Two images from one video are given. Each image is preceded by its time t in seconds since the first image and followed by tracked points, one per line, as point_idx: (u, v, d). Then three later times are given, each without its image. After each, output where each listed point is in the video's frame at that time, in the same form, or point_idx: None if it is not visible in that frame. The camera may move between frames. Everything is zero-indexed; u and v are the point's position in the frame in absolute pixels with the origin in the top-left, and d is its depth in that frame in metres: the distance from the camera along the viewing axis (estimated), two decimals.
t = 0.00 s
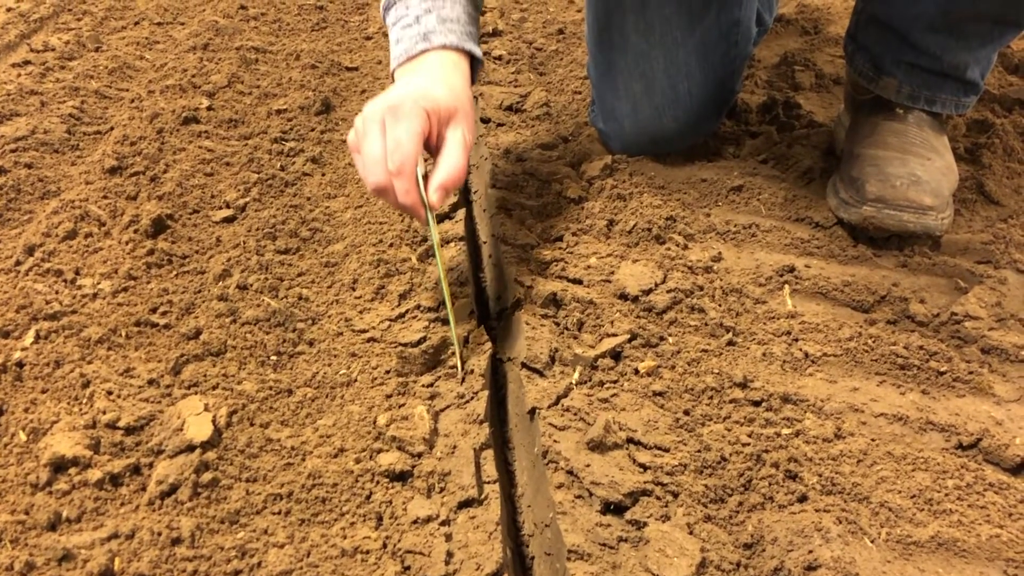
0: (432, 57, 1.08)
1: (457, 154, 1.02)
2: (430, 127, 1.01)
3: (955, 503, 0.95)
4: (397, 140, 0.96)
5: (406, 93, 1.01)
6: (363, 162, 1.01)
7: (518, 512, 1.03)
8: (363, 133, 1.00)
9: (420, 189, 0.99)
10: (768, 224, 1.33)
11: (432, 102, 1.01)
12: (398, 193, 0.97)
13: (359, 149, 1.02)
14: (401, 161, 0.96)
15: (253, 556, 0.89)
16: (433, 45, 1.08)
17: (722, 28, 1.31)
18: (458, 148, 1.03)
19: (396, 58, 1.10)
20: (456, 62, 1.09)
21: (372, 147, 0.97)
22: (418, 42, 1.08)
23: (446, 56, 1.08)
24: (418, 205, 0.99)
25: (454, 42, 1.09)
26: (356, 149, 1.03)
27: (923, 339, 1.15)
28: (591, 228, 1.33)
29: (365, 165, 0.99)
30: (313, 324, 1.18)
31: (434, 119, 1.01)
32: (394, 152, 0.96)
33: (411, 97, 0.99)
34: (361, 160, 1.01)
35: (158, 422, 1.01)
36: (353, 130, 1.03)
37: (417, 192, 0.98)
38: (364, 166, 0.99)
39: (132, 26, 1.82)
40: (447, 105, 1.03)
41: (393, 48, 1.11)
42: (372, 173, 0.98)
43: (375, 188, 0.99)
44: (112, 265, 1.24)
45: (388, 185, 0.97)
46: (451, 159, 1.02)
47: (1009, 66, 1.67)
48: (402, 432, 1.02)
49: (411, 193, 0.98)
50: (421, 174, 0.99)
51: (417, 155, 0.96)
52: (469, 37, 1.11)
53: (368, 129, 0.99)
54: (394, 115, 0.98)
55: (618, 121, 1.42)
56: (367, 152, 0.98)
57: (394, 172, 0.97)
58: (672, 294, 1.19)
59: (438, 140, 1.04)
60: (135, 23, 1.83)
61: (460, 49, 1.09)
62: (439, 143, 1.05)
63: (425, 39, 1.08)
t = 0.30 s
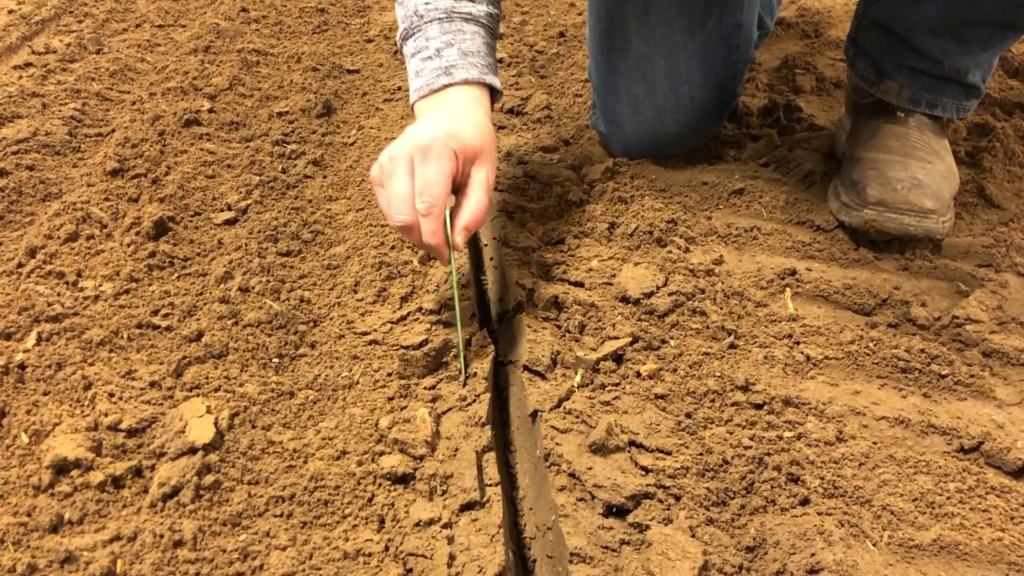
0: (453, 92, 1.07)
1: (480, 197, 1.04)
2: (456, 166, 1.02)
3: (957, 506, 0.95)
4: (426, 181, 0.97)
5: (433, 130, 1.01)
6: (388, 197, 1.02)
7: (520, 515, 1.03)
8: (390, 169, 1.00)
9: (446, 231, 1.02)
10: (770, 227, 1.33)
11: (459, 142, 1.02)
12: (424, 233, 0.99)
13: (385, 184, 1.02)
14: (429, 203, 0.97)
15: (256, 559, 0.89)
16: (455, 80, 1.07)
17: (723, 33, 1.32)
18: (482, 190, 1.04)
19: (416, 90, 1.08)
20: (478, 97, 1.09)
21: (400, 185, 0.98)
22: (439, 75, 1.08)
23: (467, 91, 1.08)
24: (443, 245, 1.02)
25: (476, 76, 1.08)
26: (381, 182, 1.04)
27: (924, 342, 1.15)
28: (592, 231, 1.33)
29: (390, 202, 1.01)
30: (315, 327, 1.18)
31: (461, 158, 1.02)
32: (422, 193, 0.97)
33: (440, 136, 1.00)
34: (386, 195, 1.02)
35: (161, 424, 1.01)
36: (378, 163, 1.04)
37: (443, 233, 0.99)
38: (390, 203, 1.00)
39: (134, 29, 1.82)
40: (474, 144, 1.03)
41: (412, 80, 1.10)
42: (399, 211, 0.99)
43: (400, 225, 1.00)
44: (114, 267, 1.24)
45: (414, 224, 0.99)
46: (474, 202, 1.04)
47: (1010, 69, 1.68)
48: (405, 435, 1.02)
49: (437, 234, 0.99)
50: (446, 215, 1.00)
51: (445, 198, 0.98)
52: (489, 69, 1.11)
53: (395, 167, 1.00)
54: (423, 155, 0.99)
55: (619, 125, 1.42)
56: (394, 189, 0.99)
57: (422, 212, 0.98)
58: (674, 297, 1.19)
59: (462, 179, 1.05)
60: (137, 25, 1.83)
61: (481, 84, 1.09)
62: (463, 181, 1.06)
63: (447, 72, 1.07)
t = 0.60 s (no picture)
0: (468, 95, 1.07)
1: (496, 202, 1.04)
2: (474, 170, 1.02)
3: (962, 509, 0.95)
4: (445, 186, 0.98)
5: (452, 134, 1.01)
6: (404, 201, 1.02)
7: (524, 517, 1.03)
8: (407, 173, 1.00)
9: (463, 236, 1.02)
10: (773, 230, 1.33)
11: (477, 146, 1.01)
12: (441, 238, 0.98)
13: (401, 188, 1.02)
14: (447, 208, 0.97)
15: (260, 560, 0.89)
16: (469, 83, 1.07)
17: (728, 33, 1.31)
18: (499, 195, 1.04)
19: (429, 94, 1.08)
20: (491, 100, 1.08)
21: (418, 189, 0.99)
22: (452, 78, 1.08)
23: (482, 94, 1.07)
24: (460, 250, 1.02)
25: (490, 78, 1.08)
26: (396, 185, 1.04)
27: (928, 344, 1.15)
28: (595, 232, 1.33)
29: (407, 206, 1.00)
30: (319, 328, 1.18)
31: (480, 163, 1.02)
32: (440, 198, 0.98)
33: (459, 141, 1.00)
34: (402, 199, 1.02)
35: (164, 425, 1.01)
36: (395, 166, 1.03)
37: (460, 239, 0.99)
38: (407, 207, 1.00)
39: (137, 30, 1.83)
40: (492, 149, 1.03)
41: (424, 83, 1.10)
42: (416, 215, 0.99)
43: (416, 230, 1.00)
44: (118, 268, 1.24)
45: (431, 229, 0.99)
46: (490, 207, 1.04)
47: (1013, 71, 1.68)
48: (408, 436, 1.02)
49: (453, 239, 0.98)
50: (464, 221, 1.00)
51: (463, 203, 0.98)
52: (502, 71, 1.11)
53: (413, 171, 1.00)
54: (442, 160, 0.99)
55: (624, 125, 1.43)
56: (411, 193, 0.99)
57: (440, 217, 0.98)
58: (678, 299, 1.19)
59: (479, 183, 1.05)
60: (139, 27, 1.83)
61: (495, 87, 1.09)
62: (480, 186, 1.06)
63: (460, 75, 1.08)
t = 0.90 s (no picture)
0: (455, 45, 1.05)
1: (482, 136, 1.02)
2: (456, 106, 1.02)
3: (968, 511, 0.95)
4: (426, 115, 0.98)
5: (433, 73, 1.02)
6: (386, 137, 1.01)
7: (528, 518, 1.03)
8: (389, 109, 1.01)
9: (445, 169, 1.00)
10: (778, 231, 1.33)
11: (457, 81, 1.01)
12: (422, 165, 0.98)
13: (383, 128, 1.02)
14: (428, 135, 0.97)
15: (265, 561, 0.89)
16: (457, 34, 1.06)
17: (732, 33, 1.31)
18: (483, 130, 1.02)
19: (419, 46, 1.08)
20: (480, 52, 1.07)
21: (398, 120, 0.99)
22: (442, 31, 1.07)
23: (470, 45, 1.06)
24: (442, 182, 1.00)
25: (478, 29, 1.06)
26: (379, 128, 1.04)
27: (933, 345, 1.15)
28: (600, 233, 1.33)
29: (388, 139, 1.00)
30: (324, 329, 1.18)
31: (462, 99, 1.02)
32: (421, 127, 0.97)
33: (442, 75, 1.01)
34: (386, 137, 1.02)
35: (169, 426, 1.01)
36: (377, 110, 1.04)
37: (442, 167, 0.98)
38: (388, 141, 1.00)
39: (140, 30, 1.83)
40: (475, 86, 1.03)
41: (416, 39, 1.09)
42: (396, 145, 0.98)
43: (396, 163, 0.99)
44: (122, 268, 1.24)
45: (413, 158, 0.97)
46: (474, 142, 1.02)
47: (1018, 72, 1.68)
48: (413, 437, 1.02)
49: (434, 165, 0.97)
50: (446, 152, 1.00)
51: (445, 131, 0.98)
52: (492, 25, 1.09)
53: (395, 105, 1.01)
54: (423, 91, 1.00)
55: (627, 125, 1.43)
56: (392, 125, 0.99)
57: (421, 144, 0.97)
58: (682, 300, 1.19)
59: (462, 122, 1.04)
60: (143, 27, 1.83)
61: (483, 38, 1.07)
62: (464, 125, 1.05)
63: (449, 28, 1.06)
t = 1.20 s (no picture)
0: (502, 61, 1.03)
1: (534, 150, 1.01)
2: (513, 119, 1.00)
3: (974, 512, 0.94)
4: (485, 128, 0.96)
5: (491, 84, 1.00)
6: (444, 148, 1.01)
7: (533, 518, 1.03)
8: (448, 120, 1.00)
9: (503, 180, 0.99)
10: (782, 231, 1.33)
11: (515, 94, 1.00)
12: (481, 179, 0.97)
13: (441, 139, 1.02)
14: (489, 147, 0.96)
15: (270, 561, 0.89)
16: (504, 49, 1.04)
17: (737, 33, 1.30)
18: (535, 145, 1.02)
19: (464, 63, 1.05)
20: (525, 65, 1.05)
21: (458, 133, 0.98)
22: (487, 47, 1.04)
23: (516, 59, 1.04)
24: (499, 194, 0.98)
25: (523, 44, 1.05)
26: (436, 138, 1.04)
27: (938, 346, 1.14)
28: (604, 233, 1.33)
29: (448, 151, 1.00)
30: (328, 329, 1.18)
31: (518, 111, 1.00)
32: (481, 139, 0.96)
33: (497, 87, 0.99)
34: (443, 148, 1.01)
35: (174, 426, 1.01)
36: (434, 120, 1.04)
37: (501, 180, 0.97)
38: (448, 152, 1.00)
39: (144, 30, 1.83)
40: (530, 98, 1.01)
41: (459, 54, 1.07)
42: (456, 157, 0.98)
43: (458, 173, 0.99)
44: (127, 268, 1.24)
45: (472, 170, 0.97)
46: (530, 154, 1.01)
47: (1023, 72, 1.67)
48: (418, 437, 1.02)
49: (494, 180, 0.97)
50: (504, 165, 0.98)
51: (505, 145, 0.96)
52: (534, 40, 1.08)
53: (454, 117, 1.00)
54: (481, 104, 0.98)
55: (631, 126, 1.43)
56: (452, 137, 0.99)
57: (481, 157, 0.96)
58: (687, 300, 1.19)
59: (516, 134, 1.03)
60: (146, 27, 1.83)
61: (528, 53, 1.06)
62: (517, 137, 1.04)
63: (494, 43, 1.04)
